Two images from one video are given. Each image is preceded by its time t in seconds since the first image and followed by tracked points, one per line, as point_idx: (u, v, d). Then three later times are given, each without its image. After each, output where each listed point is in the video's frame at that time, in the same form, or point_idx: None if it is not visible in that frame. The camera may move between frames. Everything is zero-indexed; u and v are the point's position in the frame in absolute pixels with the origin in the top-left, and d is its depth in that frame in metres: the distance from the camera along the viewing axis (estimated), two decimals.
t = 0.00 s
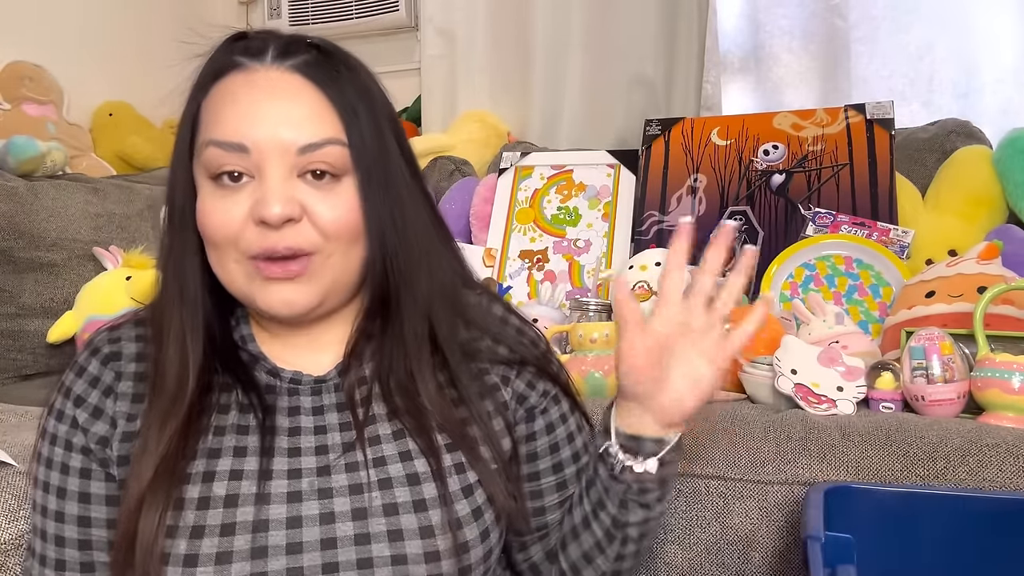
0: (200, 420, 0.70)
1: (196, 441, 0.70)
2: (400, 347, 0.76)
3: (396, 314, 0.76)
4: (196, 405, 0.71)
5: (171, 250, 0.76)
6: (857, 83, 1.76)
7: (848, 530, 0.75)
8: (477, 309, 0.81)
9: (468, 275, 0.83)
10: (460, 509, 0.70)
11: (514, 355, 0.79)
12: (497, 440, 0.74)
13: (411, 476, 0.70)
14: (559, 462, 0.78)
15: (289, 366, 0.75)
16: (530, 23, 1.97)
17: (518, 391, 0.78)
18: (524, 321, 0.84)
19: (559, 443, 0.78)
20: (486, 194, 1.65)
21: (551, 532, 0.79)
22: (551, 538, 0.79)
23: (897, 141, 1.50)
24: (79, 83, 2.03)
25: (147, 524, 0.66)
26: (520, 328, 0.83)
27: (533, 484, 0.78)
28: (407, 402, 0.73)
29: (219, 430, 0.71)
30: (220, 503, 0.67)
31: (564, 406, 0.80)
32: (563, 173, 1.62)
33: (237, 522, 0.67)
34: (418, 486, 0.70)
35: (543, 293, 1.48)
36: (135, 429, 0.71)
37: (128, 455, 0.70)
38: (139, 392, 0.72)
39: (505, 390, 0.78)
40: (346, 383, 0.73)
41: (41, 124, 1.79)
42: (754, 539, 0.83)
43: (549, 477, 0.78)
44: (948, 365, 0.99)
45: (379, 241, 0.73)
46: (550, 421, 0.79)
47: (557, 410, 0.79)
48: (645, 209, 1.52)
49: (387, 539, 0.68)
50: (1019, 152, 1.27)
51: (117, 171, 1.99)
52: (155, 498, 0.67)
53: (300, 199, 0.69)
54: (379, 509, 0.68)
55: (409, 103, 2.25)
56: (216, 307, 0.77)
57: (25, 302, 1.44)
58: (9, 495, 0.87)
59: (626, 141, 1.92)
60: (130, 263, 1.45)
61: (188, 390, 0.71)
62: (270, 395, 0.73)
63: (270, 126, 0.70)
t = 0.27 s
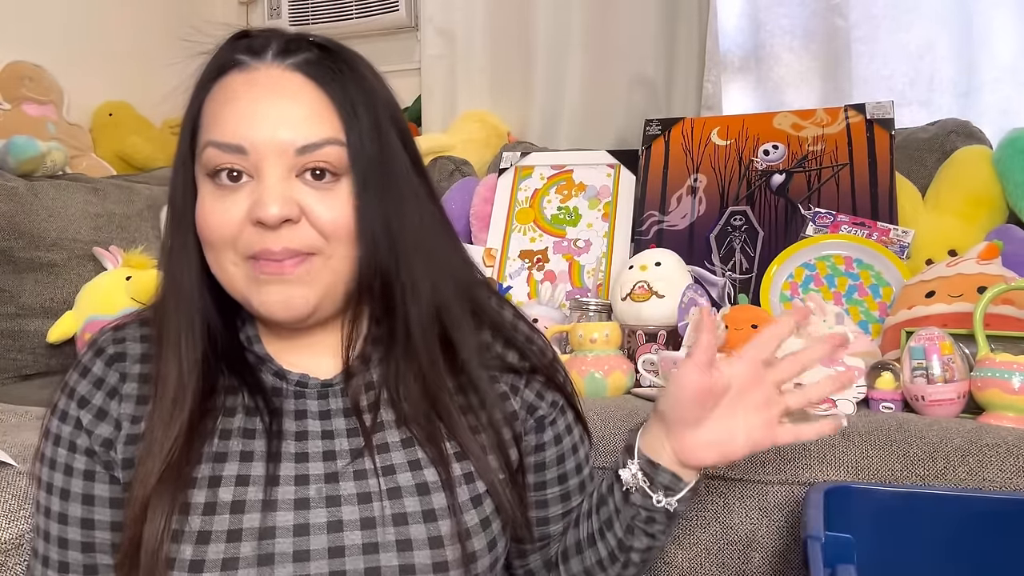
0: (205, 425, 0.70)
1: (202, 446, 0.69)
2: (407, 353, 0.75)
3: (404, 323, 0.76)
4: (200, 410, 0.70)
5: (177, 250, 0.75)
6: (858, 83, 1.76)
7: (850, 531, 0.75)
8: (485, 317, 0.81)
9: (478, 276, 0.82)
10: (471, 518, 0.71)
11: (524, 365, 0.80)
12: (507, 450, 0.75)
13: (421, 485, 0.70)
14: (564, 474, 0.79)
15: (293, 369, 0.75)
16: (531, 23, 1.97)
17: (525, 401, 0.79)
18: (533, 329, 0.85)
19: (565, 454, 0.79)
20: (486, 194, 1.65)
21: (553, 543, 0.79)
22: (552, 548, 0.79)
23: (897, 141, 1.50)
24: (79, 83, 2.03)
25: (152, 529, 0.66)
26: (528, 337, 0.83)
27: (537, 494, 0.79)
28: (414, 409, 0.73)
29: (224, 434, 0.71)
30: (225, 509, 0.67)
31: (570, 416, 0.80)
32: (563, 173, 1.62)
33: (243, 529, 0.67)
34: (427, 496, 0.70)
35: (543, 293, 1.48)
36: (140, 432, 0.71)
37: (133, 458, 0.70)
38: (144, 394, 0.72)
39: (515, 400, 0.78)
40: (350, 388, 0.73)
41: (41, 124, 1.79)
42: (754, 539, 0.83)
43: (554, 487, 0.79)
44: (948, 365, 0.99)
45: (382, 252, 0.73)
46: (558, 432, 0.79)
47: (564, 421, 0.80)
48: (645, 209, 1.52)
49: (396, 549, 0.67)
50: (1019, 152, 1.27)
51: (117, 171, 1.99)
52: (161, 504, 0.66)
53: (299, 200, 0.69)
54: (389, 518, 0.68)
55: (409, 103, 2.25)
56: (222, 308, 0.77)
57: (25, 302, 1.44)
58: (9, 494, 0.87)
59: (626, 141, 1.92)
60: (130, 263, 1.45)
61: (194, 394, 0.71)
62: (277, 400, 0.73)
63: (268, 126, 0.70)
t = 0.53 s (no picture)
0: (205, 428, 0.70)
1: (203, 450, 0.69)
2: (410, 355, 0.75)
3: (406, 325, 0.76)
4: (200, 414, 0.70)
5: (178, 252, 0.75)
6: (857, 82, 1.76)
7: (851, 531, 0.75)
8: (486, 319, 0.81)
9: (476, 281, 0.83)
10: (471, 522, 0.71)
11: (524, 367, 0.80)
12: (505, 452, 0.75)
13: (421, 488, 0.70)
14: (565, 475, 0.79)
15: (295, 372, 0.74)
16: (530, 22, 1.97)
17: (525, 403, 0.79)
18: (534, 330, 0.85)
19: (566, 456, 0.79)
20: (486, 195, 1.65)
21: (557, 546, 0.79)
22: (556, 551, 0.79)
23: (897, 141, 1.50)
24: (79, 84, 2.03)
25: (153, 532, 0.66)
26: (529, 339, 0.83)
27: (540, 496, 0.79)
28: (415, 412, 0.73)
29: (225, 438, 0.71)
30: (226, 513, 0.67)
31: (571, 418, 0.81)
32: (563, 173, 1.62)
33: (244, 533, 0.67)
34: (428, 499, 0.70)
35: (543, 293, 1.45)
36: (141, 435, 0.71)
37: (133, 461, 0.70)
38: (144, 397, 0.72)
39: (515, 403, 0.78)
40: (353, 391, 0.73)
41: (41, 124, 1.79)
42: (754, 539, 0.83)
43: (555, 489, 0.79)
44: (948, 365, 0.99)
45: (383, 252, 0.73)
46: (558, 434, 0.79)
47: (564, 423, 0.80)
48: (645, 209, 1.52)
49: (396, 552, 0.68)
50: (1019, 152, 1.27)
51: (117, 171, 1.99)
52: (162, 508, 0.67)
53: (310, 200, 0.69)
54: (389, 521, 0.68)
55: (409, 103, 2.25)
56: (223, 310, 0.76)
57: (25, 302, 1.44)
58: (10, 495, 0.87)
59: (626, 141, 1.92)
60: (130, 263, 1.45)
61: (194, 397, 0.70)
62: (278, 403, 0.72)
63: (282, 126, 0.70)
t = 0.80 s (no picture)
0: (208, 427, 0.70)
1: (206, 450, 0.69)
2: (413, 354, 0.75)
3: (410, 323, 0.75)
4: (203, 414, 0.70)
5: (179, 252, 0.75)
6: (857, 82, 1.76)
7: (851, 531, 0.75)
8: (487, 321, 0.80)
9: (479, 281, 0.82)
10: (473, 525, 0.71)
11: (524, 369, 0.79)
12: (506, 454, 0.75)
13: (426, 490, 0.70)
14: (564, 480, 0.79)
15: (296, 370, 0.74)
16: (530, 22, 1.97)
17: (526, 406, 0.78)
18: (533, 331, 0.84)
19: (565, 461, 0.79)
20: (486, 194, 1.65)
21: (552, 551, 0.78)
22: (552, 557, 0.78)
23: (897, 141, 1.50)
24: (79, 84, 2.03)
25: (156, 531, 0.66)
26: (529, 341, 0.83)
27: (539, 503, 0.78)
28: (420, 413, 0.73)
29: (227, 438, 0.70)
30: (230, 513, 0.67)
31: (570, 422, 0.80)
32: (563, 173, 1.62)
33: (248, 532, 0.67)
34: (433, 501, 0.70)
35: (543, 293, 1.45)
36: (143, 435, 0.71)
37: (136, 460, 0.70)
38: (146, 396, 0.72)
39: (514, 406, 0.77)
40: (362, 388, 0.73)
41: (41, 124, 1.79)
42: (754, 540, 0.83)
43: (554, 494, 0.79)
44: (948, 365, 0.99)
45: (388, 243, 0.73)
46: (558, 438, 0.79)
47: (562, 428, 0.79)
48: (645, 209, 1.52)
49: (400, 554, 0.68)
50: (1020, 152, 1.27)
51: (117, 171, 1.99)
52: (166, 507, 0.67)
53: (322, 179, 0.70)
54: (394, 523, 0.68)
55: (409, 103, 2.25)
56: (224, 309, 0.76)
57: (25, 302, 1.44)
58: (9, 495, 0.87)
59: (626, 141, 1.92)
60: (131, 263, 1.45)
61: (197, 397, 0.70)
62: (282, 403, 0.72)
63: (292, 108, 0.71)
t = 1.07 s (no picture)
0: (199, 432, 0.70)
1: (198, 454, 0.69)
2: (411, 358, 0.76)
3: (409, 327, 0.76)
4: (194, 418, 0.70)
5: (171, 251, 0.74)
6: (857, 81, 1.76)
7: (850, 531, 0.75)
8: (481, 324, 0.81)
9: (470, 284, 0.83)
10: (465, 529, 0.71)
11: (516, 372, 0.79)
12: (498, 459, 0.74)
13: (417, 497, 0.70)
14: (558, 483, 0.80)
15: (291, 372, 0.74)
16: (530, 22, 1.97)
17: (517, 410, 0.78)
18: (526, 333, 0.85)
19: (557, 465, 0.79)
20: (486, 194, 1.65)
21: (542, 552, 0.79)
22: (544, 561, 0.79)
23: (897, 141, 1.50)
24: (79, 84, 2.03)
25: (146, 536, 0.66)
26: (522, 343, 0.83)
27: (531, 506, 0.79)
28: (416, 415, 0.73)
29: (218, 442, 0.70)
30: (219, 518, 0.67)
31: (563, 426, 0.80)
32: (563, 173, 1.62)
33: (236, 537, 0.67)
34: (422, 506, 0.70)
35: (544, 293, 1.45)
36: (134, 439, 0.71)
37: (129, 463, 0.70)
38: (136, 399, 0.71)
39: (505, 411, 0.78)
40: (355, 390, 0.73)
41: (41, 124, 1.79)
42: (754, 539, 0.83)
43: (547, 497, 0.79)
44: (948, 365, 0.99)
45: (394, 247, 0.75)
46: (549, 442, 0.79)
47: (556, 432, 0.80)
48: (645, 209, 1.52)
49: (389, 559, 0.68)
50: (1020, 152, 1.27)
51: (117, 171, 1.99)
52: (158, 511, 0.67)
53: (350, 195, 0.70)
54: (383, 529, 0.68)
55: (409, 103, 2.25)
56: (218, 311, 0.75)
57: (25, 302, 1.44)
58: (9, 494, 0.87)
59: (626, 141, 1.92)
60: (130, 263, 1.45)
61: (187, 401, 0.70)
62: (273, 406, 0.72)
63: (321, 119, 0.71)
